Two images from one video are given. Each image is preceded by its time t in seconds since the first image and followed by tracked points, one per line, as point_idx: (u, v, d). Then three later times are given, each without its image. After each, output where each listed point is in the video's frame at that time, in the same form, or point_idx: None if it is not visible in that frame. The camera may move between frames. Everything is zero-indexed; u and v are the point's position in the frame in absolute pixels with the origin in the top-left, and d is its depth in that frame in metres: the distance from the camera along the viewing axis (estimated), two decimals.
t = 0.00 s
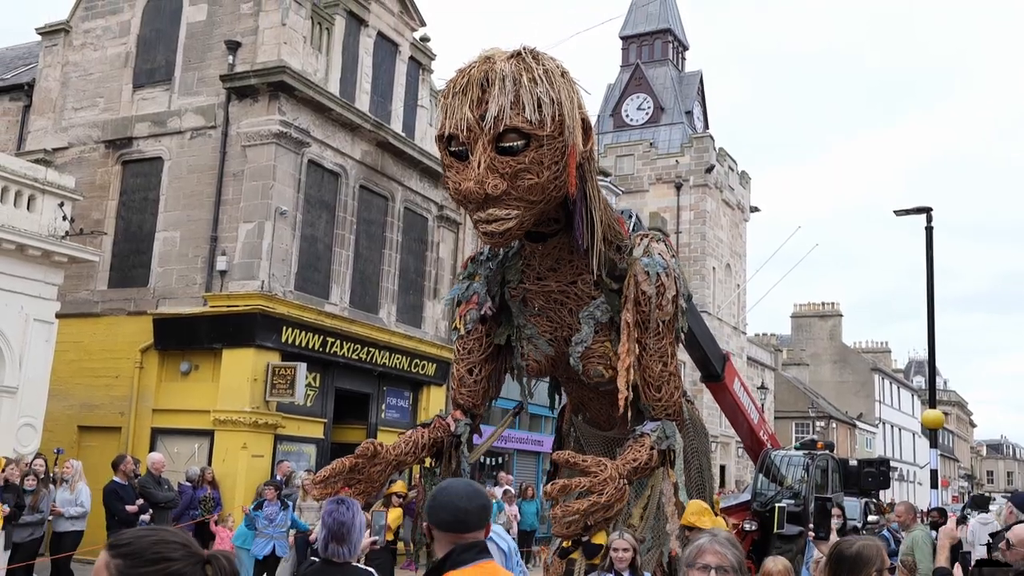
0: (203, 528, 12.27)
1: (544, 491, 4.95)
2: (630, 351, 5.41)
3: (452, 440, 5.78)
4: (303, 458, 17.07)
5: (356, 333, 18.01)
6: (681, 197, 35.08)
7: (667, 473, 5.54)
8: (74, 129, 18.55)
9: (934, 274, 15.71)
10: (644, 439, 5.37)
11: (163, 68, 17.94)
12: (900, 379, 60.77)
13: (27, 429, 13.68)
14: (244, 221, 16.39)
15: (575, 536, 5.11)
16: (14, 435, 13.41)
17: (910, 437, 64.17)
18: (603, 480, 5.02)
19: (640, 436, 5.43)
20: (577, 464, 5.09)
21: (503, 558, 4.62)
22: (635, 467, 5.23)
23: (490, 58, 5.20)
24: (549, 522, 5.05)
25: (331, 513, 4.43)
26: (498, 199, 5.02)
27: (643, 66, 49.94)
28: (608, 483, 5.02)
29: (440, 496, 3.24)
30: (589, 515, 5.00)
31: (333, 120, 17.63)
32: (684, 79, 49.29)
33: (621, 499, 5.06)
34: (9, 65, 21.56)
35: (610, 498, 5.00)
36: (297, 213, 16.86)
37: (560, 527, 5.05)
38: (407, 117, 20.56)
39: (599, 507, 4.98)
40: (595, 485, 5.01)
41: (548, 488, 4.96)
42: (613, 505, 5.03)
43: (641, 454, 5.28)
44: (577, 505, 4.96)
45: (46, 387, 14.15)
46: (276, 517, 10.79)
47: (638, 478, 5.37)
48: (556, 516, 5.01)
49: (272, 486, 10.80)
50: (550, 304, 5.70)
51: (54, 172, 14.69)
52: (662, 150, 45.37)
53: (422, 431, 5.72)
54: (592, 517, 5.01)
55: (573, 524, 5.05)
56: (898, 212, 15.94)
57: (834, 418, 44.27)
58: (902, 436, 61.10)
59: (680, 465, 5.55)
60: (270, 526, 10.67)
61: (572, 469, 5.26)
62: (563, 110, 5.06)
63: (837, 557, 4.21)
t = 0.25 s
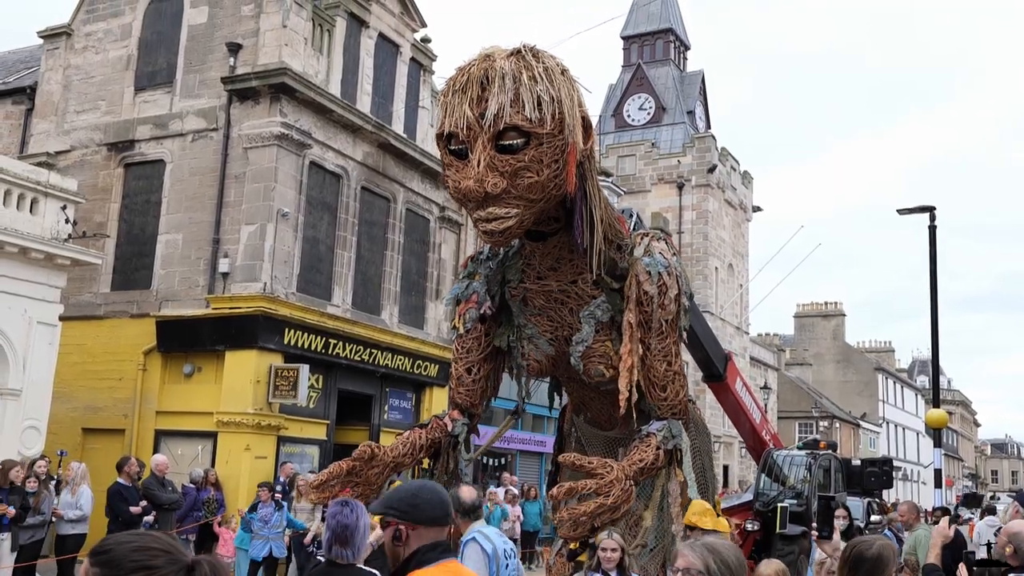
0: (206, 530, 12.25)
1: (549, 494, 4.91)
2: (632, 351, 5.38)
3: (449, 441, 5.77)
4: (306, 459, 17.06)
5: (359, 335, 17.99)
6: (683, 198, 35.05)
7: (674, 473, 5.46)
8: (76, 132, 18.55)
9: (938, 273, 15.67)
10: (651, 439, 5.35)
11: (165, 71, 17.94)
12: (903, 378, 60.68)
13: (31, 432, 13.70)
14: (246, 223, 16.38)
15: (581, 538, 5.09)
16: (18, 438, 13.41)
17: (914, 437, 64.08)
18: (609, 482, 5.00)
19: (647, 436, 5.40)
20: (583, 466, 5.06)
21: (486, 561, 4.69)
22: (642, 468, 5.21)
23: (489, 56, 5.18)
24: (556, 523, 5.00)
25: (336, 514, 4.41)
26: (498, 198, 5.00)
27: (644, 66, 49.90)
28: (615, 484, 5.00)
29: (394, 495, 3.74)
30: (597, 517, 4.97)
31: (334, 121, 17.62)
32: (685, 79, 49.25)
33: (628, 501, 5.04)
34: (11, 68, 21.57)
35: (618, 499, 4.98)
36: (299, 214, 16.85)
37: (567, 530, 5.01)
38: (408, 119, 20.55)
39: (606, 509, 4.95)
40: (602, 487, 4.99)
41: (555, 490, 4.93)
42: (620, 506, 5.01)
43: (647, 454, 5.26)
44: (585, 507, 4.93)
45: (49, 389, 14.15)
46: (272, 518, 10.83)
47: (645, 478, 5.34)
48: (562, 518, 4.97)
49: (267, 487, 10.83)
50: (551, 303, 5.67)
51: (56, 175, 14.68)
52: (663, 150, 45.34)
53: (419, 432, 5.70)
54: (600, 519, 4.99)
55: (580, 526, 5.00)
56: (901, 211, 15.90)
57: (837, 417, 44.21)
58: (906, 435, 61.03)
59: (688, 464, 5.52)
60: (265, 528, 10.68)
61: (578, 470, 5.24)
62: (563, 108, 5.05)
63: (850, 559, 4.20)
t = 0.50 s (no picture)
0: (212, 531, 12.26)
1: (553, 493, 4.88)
2: (637, 351, 5.35)
3: (456, 442, 5.73)
4: (312, 460, 17.06)
5: (364, 335, 17.99)
6: (688, 197, 35.01)
7: (680, 473, 5.48)
8: (81, 134, 18.59)
9: (944, 271, 15.61)
10: (656, 438, 5.33)
11: (169, 73, 17.96)
12: (910, 376, 60.53)
13: (38, 434, 13.72)
14: (251, 224, 16.39)
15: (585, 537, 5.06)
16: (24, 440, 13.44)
17: (921, 435, 63.93)
18: (614, 481, 4.98)
19: (651, 436, 5.38)
20: (587, 466, 5.02)
21: (474, 560, 4.70)
22: (647, 467, 5.19)
23: (491, 55, 5.16)
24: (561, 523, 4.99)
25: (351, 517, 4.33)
26: (500, 198, 4.98)
27: (649, 65, 49.84)
28: (620, 483, 4.98)
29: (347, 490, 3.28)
30: (601, 515, 4.96)
31: (338, 122, 17.62)
32: (690, 78, 49.18)
33: (632, 500, 5.02)
34: (16, 71, 21.62)
35: (621, 499, 4.96)
36: (304, 216, 16.85)
37: (569, 527, 5.00)
38: (412, 119, 20.54)
39: (610, 507, 4.94)
40: (607, 485, 4.97)
41: (558, 489, 4.91)
42: (624, 506, 4.99)
43: (653, 453, 5.24)
44: (589, 506, 4.91)
45: (56, 391, 14.17)
46: (268, 518, 10.89)
47: (650, 477, 5.33)
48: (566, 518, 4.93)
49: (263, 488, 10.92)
50: (554, 303, 5.65)
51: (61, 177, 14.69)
52: (668, 149, 45.28)
53: (426, 434, 5.69)
54: (604, 518, 4.96)
55: (582, 523, 4.99)
56: (906, 209, 15.83)
57: (843, 416, 44.11)
58: (913, 433, 60.88)
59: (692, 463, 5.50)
60: (260, 527, 10.80)
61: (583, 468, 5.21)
62: (565, 107, 5.03)
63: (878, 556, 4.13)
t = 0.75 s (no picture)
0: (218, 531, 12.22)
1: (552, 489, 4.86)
2: (640, 349, 5.29)
3: (470, 444, 5.67)
4: (318, 460, 17.01)
5: (369, 335, 17.93)
6: (693, 195, 34.91)
7: (682, 470, 5.41)
8: (86, 136, 18.56)
9: (951, 268, 15.51)
10: (656, 436, 5.25)
11: (174, 74, 17.92)
12: (917, 374, 60.33)
13: (45, 435, 13.70)
14: (256, 225, 16.34)
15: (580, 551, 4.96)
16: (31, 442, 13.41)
17: (928, 433, 63.72)
18: (613, 478, 4.95)
19: (652, 434, 5.31)
20: (587, 462, 5.02)
21: (468, 561, 4.63)
22: (647, 465, 5.13)
23: (494, 52, 5.09)
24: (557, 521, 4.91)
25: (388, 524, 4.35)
26: (503, 195, 4.91)
27: (654, 64, 49.72)
28: (620, 480, 4.95)
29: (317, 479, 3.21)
30: (600, 512, 4.90)
31: (343, 122, 17.57)
32: (695, 77, 49.06)
33: (632, 496, 4.98)
34: (21, 73, 21.62)
35: (621, 495, 4.92)
36: (309, 216, 16.80)
37: (569, 525, 4.88)
38: (417, 119, 20.49)
39: (609, 504, 4.89)
40: (606, 482, 4.93)
41: (558, 485, 4.88)
42: (623, 502, 4.95)
43: (653, 451, 5.17)
44: (586, 501, 4.86)
45: (62, 393, 14.14)
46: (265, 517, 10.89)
47: (650, 475, 5.27)
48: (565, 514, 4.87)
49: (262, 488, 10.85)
50: (557, 301, 5.58)
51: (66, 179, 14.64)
52: (674, 148, 45.17)
53: (441, 436, 5.63)
54: (603, 515, 4.91)
55: (583, 520, 4.87)
56: (913, 207, 15.74)
57: (850, 414, 43.97)
58: (920, 432, 60.66)
59: (694, 460, 5.46)
60: (258, 528, 10.75)
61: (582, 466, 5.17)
62: (567, 103, 4.95)
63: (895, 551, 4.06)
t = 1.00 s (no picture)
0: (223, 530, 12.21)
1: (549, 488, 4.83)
2: (639, 346, 5.27)
3: (481, 442, 5.67)
4: (324, 459, 17.01)
5: (374, 334, 17.92)
6: (698, 193, 34.85)
7: (679, 471, 5.33)
8: (90, 136, 18.57)
9: (955, 266, 15.45)
10: (655, 435, 5.23)
11: (178, 74, 17.92)
12: (922, 372, 60.20)
13: (50, 435, 13.70)
14: (260, 224, 16.34)
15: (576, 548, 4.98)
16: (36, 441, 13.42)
17: (933, 431, 63.59)
18: (611, 478, 4.92)
19: (650, 432, 5.29)
20: (586, 462, 4.99)
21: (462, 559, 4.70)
22: (645, 464, 5.11)
23: (495, 48, 5.06)
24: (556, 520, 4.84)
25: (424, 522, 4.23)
26: (502, 192, 4.89)
27: (658, 62, 49.66)
28: (618, 480, 4.93)
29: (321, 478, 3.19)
30: (598, 513, 4.86)
31: (346, 121, 17.55)
32: (699, 75, 48.98)
33: (630, 497, 4.95)
34: (26, 73, 21.63)
35: (619, 495, 4.90)
36: (313, 215, 16.79)
37: (567, 525, 4.79)
38: (421, 118, 20.46)
39: (607, 505, 4.85)
40: (604, 482, 4.90)
41: (555, 484, 4.86)
42: (621, 503, 4.92)
43: (651, 450, 5.15)
44: (584, 501, 4.81)
45: (68, 392, 14.15)
46: (263, 518, 10.80)
47: (648, 475, 5.24)
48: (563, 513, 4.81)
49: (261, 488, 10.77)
50: (559, 299, 5.55)
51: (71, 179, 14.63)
52: (678, 146, 45.10)
53: (452, 435, 5.61)
54: (601, 515, 4.87)
55: (579, 520, 4.80)
56: (917, 204, 15.69)
57: (855, 412, 43.88)
58: (925, 429, 60.54)
59: (692, 460, 5.42)
60: (256, 528, 10.70)
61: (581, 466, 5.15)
62: (567, 100, 4.92)
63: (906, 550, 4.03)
